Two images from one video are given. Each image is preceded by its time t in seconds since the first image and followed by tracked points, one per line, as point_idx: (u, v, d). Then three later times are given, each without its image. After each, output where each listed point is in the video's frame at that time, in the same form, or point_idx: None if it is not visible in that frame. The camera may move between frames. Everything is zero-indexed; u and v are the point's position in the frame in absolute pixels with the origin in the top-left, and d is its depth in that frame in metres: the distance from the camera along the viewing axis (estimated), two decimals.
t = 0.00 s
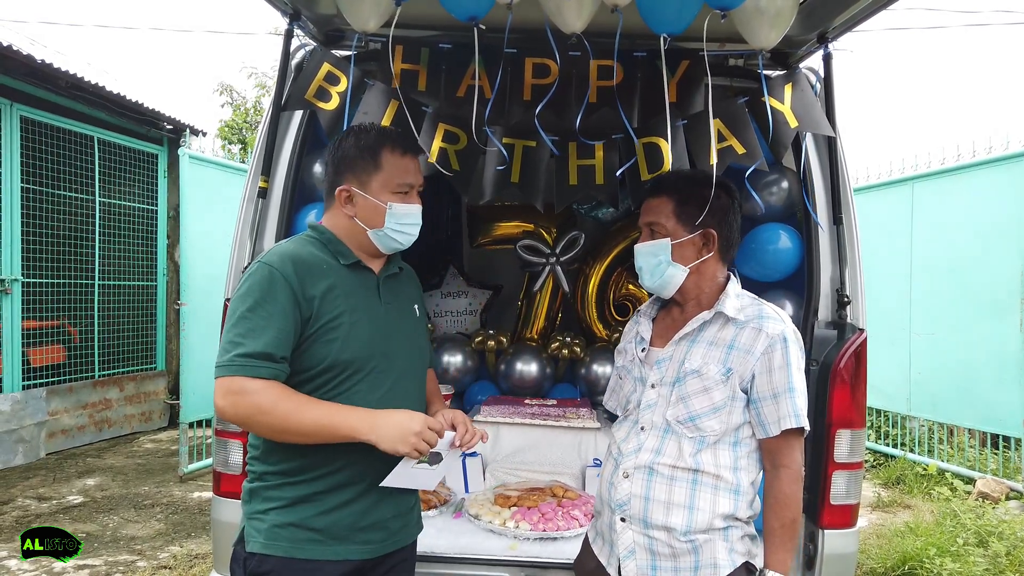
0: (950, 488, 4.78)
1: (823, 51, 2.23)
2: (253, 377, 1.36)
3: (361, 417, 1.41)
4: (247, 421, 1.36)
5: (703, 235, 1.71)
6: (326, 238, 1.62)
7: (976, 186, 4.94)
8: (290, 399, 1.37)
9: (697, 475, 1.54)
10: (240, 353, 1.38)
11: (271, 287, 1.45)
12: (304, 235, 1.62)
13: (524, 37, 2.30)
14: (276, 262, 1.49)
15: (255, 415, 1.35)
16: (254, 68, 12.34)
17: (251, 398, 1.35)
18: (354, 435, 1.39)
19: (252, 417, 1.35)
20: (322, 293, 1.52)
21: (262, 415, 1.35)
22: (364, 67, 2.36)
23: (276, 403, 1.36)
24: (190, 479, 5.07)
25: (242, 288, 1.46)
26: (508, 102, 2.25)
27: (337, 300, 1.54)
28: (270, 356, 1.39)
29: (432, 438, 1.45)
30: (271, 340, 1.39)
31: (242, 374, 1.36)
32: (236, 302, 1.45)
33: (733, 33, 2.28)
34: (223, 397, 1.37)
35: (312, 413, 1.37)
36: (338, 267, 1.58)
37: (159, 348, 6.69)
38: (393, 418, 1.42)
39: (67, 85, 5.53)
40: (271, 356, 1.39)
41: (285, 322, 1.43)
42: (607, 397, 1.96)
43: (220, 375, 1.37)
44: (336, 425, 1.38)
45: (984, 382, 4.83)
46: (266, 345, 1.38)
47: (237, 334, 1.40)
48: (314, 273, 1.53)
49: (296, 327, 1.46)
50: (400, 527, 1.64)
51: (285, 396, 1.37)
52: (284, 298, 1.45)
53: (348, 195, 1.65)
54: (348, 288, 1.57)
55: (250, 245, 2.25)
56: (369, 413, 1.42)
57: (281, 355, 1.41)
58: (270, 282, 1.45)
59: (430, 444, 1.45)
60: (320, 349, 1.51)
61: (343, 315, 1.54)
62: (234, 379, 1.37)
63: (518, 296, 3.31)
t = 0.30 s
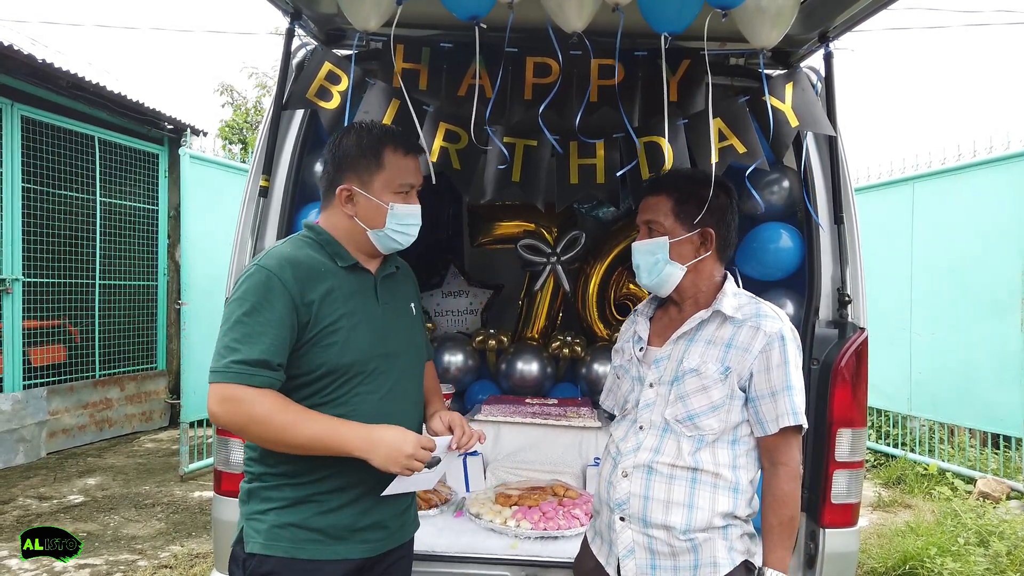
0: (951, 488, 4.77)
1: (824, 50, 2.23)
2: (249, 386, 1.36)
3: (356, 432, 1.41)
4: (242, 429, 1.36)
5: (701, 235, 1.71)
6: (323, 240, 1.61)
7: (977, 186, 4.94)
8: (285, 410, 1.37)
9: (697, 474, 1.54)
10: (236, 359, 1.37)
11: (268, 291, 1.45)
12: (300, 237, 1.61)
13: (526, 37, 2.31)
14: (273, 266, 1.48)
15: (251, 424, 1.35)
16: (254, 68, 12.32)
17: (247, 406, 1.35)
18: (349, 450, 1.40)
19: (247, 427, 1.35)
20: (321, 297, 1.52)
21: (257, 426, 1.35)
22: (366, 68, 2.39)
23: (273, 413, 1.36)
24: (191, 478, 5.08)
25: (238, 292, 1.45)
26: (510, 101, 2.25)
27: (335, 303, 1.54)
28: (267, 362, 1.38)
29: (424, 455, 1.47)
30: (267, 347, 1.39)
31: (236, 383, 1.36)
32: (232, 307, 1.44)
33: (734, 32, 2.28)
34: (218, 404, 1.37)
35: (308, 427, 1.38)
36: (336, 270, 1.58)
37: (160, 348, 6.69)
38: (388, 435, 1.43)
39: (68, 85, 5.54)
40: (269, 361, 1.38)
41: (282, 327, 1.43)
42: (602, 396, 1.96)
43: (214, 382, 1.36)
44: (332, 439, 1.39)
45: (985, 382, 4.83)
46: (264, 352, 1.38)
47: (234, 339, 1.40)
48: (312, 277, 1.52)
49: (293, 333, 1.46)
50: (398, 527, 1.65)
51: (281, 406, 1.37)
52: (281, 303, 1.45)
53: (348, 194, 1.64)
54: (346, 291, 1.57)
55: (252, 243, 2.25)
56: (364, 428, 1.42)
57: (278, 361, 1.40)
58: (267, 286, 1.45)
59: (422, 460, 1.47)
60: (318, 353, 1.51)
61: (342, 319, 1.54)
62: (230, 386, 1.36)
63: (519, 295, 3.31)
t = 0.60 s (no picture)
0: (952, 487, 4.77)
1: (826, 49, 2.23)
2: (245, 388, 1.36)
3: (350, 438, 1.41)
4: (239, 432, 1.36)
5: (702, 234, 1.72)
6: (322, 240, 1.61)
7: (978, 185, 4.93)
8: (282, 413, 1.38)
9: (698, 473, 1.54)
10: (233, 360, 1.37)
11: (266, 291, 1.44)
12: (299, 237, 1.61)
13: (528, 35, 2.28)
14: (271, 267, 1.48)
15: (247, 426, 1.35)
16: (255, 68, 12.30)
17: (243, 408, 1.35)
18: (343, 455, 1.40)
19: (244, 429, 1.36)
20: (320, 298, 1.52)
21: (253, 428, 1.36)
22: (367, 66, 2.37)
23: (269, 417, 1.36)
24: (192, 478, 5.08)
25: (236, 292, 1.45)
26: (512, 100, 2.26)
27: (334, 304, 1.54)
28: (265, 363, 1.38)
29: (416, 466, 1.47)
30: (264, 349, 1.39)
31: (233, 384, 1.36)
32: (229, 307, 1.44)
33: (736, 31, 2.28)
34: (214, 405, 1.37)
35: (304, 431, 1.38)
36: (335, 271, 1.58)
37: (161, 348, 6.69)
38: (382, 442, 1.43)
39: (70, 85, 5.54)
40: (267, 362, 1.38)
41: (280, 328, 1.43)
42: (600, 394, 1.95)
43: (211, 383, 1.36)
44: (326, 444, 1.39)
45: (986, 382, 4.83)
46: (262, 354, 1.38)
47: (231, 339, 1.40)
48: (311, 279, 1.52)
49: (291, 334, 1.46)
50: (398, 528, 1.65)
51: (277, 409, 1.37)
52: (279, 304, 1.44)
53: (348, 194, 1.64)
54: (344, 291, 1.57)
55: (253, 242, 2.25)
56: (357, 434, 1.42)
57: (276, 363, 1.40)
58: (265, 286, 1.45)
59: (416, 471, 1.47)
60: (317, 355, 1.51)
61: (341, 320, 1.54)
62: (226, 387, 1.36)
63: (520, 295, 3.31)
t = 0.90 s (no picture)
0: (953, 487, 4.77)
1: (828, 48, 2.23)
2: (239, 385, 1.35)
3: (343, 437, 1.42)
4: (232, 429, 1.36)
5: (705, 233, 1.72)
6: (323, 240, 1.61)
7: (979, 185, 4.93)
8: (274, 411, 1.37)
9: (703, 471, 1.54)
10: (228, 358, 1.36)
11: (264, 290, 1.44)
12: (298, 237, 1.61)
13: (530, 34, 2.29)
14: (270, 266, 1.48)
15: (240, 424, 1.35)
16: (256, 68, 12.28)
17: (237, 407, 1.35)
18: (335, 454, 1.41)
19: (239, 426, 1.35)
20: (319, 298, 1.52)
21: (245, 425, 1.35)
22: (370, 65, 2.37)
23: (262, 415, 1.36)
24: (193, 477, 5.08)
25: (234, 290, 1.45)
26: (513, 98, 2.25)
27: (332, 305, 1.54)
28: (261, 362, 1.38)
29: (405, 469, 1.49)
30: (260, 347, 1.38)
31: (226, 381, 1.35)
32: (225, 305, 1.44)
33: (738, 29, 2.28)
34: (207, 402, 1.37)
35: (296, 429, 1.38)
36: (335, 271, 1.57)
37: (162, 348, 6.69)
38: (373, 442, 1.45)
39: (71, 85, 5.54)
40: (263, 361, 1.38)
41: (278, 327, 1.42)
42: (600, 394, 1.95)
43: (204, 379, 1.36)
44: (318, 442, 1.39)
45: (987, 381, 4.83)
46: (258, 352, 1.38)
47: (228, 338, 1.39)
48: (310, 278, 1.52)
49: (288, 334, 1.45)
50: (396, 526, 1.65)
51: (270, 408, 1.37)
52: (276, 303, 1.44)
53: (350, 195, 1.64)
54: (343, 291, 1.57)
55: (255, 240, 2.25)
56: (350, 433, 1.43)
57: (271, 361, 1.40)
58: (264, 285, 1.44)
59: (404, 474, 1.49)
60: (314, 355, 1.51)
61: (340, 320, 1.53)
62: (220, 385, 1.35)
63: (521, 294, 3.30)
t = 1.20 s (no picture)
0: (954, 487, 4.76)
1: (828, 47, 2.23)
2: (236, 387, 1.34)
3: (343, 436, 1.41)
4: (231, 430, 1.35)
5: (706, 232, 1.73)
6: (320, 241, 1.61)
7: (980, 185, 4.93)
8: (272, 412, 1.36)
9: (710, 468, 1.54)
10: (227, 361, 1.36)
11: (263, 293, 1.44)
12: (296, 240, 1.60)
13: (530, 34, 2.31)
14: (268, 270, 1.47)
15: (237, 425, 1.34)
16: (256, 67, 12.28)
17: (235, 408, 1.34)
18: (334, 452, 1.39)
19: (239, 428, 1.34)
20: (318, 301, 1.52)
21: (242, 426, 1.34)
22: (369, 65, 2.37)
23: (260, 415, 1.35)
24: (193, 477, 5.08)
25: (234, 293, 1.44)
26: (513, 98, 2.25)
27: (332, 307, 1.54)
28: (261, 366, 1.37)
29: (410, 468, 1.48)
30: (260, 350, 1.38)
31: (223, 384, 1.34)
32: (224, 309, 1.43)
33: (738, 29, 2.28)
34: (204, 404, 1.35)
35: (294, 429, 1.36)
36: (333, 273, 1.57)
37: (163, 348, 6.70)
38: (374, 441, 1.43)
39: (72, 85, 5.54)
40: (263, 364, 1.38)
41: (278, 330, 1.42)
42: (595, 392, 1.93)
43: (202, 383, 1.35)
44: (317, 442, 1.38)
45: (988, 381, 4.83)
46: (257, 355, 1.37)
47: (227, 341, 1.38)
48: (308, 282, 1.52)
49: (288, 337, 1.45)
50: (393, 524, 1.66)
51: (268, 408, 1.36)
52: (277, 306, 1.44)
53: (348, 196, 1.64)
54: (342, 293, 1.57)
55: (255, 239, 2.26)
56: (350, 433, 1.42)
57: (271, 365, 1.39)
58: (263, 288, 1.44)
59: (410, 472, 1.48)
60: (315, 357, 1.51)
61: (339, 322, 1.54)
62: (219, 387, 1.35)
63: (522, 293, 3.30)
